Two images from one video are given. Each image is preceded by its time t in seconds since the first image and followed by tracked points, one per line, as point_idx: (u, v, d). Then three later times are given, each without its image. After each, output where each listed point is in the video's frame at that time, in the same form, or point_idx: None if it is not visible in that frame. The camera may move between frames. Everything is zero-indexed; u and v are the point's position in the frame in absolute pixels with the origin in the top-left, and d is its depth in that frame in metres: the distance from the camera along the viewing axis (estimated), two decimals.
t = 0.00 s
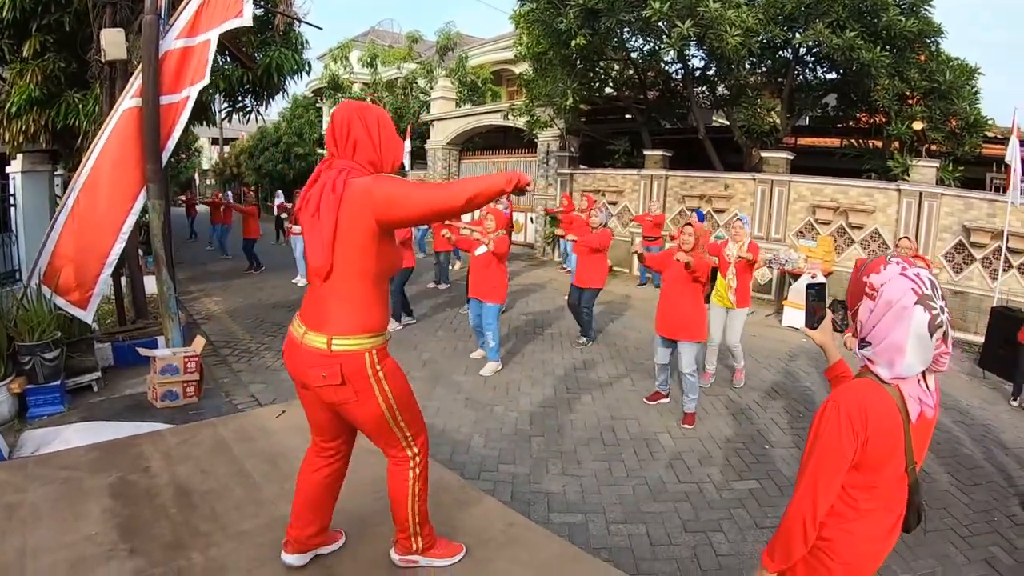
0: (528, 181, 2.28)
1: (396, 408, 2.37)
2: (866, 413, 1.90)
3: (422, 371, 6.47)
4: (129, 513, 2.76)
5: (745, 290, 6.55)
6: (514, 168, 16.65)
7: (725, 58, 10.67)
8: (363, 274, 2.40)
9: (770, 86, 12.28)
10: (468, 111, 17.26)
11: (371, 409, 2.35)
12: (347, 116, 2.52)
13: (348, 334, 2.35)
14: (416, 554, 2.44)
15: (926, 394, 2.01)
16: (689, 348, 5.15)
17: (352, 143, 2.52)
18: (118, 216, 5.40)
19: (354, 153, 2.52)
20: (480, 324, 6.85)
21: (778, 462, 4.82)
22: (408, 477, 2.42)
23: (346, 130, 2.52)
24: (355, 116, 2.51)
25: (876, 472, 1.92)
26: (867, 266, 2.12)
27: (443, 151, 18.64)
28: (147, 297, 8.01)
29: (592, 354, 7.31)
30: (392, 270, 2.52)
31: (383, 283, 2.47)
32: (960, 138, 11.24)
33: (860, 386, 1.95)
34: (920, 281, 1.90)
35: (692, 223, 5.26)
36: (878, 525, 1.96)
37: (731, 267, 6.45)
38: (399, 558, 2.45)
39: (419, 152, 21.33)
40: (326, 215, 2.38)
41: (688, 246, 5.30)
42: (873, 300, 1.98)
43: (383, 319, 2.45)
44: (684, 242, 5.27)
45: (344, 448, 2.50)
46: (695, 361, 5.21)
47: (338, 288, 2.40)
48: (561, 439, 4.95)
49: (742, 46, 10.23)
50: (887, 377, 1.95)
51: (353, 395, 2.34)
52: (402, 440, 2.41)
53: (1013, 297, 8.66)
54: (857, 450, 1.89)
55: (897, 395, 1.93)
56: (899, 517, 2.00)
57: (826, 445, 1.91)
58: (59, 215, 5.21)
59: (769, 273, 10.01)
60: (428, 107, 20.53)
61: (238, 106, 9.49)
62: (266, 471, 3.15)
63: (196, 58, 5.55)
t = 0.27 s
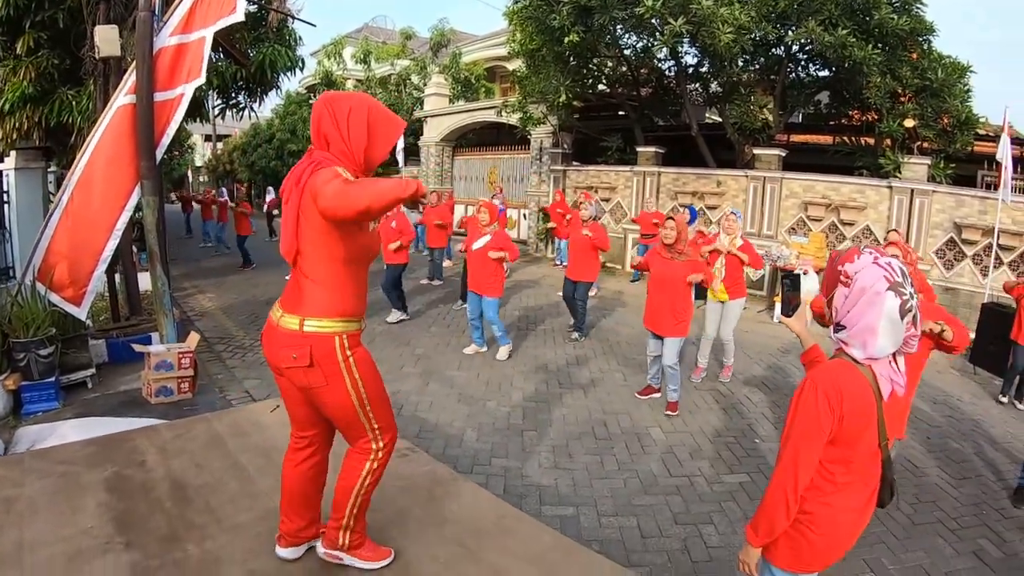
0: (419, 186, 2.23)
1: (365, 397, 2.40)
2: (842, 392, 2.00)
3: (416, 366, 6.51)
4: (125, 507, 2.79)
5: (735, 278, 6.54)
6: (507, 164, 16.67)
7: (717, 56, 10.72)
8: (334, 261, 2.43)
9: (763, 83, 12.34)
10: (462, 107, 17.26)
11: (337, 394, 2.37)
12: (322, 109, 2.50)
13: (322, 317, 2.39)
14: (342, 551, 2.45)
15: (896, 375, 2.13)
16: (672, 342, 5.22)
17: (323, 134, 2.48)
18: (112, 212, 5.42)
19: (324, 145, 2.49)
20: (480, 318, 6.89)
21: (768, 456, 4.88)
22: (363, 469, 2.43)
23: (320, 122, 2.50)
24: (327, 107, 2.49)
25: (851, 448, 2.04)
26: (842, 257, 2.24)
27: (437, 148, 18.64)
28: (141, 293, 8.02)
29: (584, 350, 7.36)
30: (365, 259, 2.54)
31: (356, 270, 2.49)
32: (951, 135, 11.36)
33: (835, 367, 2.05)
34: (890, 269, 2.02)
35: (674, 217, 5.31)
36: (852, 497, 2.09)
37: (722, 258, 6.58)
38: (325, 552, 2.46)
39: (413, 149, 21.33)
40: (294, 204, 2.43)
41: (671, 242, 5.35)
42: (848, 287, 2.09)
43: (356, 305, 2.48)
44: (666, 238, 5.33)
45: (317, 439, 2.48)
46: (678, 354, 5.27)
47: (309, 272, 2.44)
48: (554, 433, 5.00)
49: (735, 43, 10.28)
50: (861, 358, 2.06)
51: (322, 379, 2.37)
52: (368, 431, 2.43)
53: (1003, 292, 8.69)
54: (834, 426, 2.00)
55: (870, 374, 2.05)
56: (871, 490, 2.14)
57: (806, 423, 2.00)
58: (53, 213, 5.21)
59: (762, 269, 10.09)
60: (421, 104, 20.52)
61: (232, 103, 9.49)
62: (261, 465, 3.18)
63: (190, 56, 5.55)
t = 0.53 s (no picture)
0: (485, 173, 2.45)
1: (344, 399, 2.48)
2: (813, 365, 2.18)
3: (410, 362, 6.57)
4: (122, 499, 2.84)
5: (733, 274, 6.61)
6: (503, 161, 16.71)
7: (712, 54, 10.77)
8: (337, 256, 2.50)
9: (758, 81, 12.40)
10: (458, 104, 17.29)
11: (323, 390, 2.46)
12: (329, 104, 2.62)
13: (317, 312, 2.48)
14: (320, 551, 2.44)
15: (864, 347, 2.32)
16: (669, 339, 5.29)
17: (330, 133, 2.61)
18: (108, 208, 5.43)
19: (331, 143, 2.61)
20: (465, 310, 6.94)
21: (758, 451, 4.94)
22: (329, 471, 2.45)
23: (325, 120, 2.62)
24: (335, 105, 2.62)
25: (823, 415, 2.23)
26: (809, 241, 2.43)
27: (433, 145, 18.67)
28: (137, 290, 8.06)
29: (578, 346, 7.42)
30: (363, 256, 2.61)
31: (354, 266, 2.57)
32: (945, 133, 11.43)
33: (808, 342, 2.23)
34: (856, 249, 2.20)
35: (672, 213, 5.32)
36: (826, 463, 2.28)
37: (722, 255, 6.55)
38: (304, 554, 2.44)
39: (408, 146, 21.35)
40: (302, 197, 2.48)
41: (669, 236, 5.38)
42: (817, 267, 2.28)
43: (350, 302, 2.56)
44: (664, 232, 5.36)
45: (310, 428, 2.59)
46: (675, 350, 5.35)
47: (307, 266, 2.51)
48: (547, 429, 5.05)
49: (729, 41, 10.33)
50: (831, 332, 2.24)
51: (310, 373, 2.46)
52: (337, 434, 2.48)
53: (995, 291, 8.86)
54: (808, 396, 2.18)
55: (839, 346, 2.24)
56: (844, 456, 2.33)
57: (781, 392, 2.19)
58: (49, 209, 5.22)
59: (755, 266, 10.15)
60: (416, 101, 20.53)
61: (227, 100, 9.51)
62: (256, 458, 3.22)
63: (187, 54, 5.60)
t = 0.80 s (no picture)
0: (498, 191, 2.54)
1: (363, 395, 2.56)
2: (790, 357, 2.34)
3: (408, 363, 6.62)
4: (120, 497, 2.88)
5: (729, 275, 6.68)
6: (502, 163, 16.76)
7: (709, 55, 10.82)
8: (352, 263, 2.57)
9: (756, 83, 12.44)
10: (457, 106, 17.34)
11: (343, 389, 2.53)
12: (336, 120, 2.68)
13: (333, 316, 2.54)
14: (315, 545, 2.49)
15: (836, 341, 2.51)
16: (663, 343, 5.36)
17: (340, 147, 2.67)
18: (107, 209, 5.48)
19: (342, 156, 2.68)
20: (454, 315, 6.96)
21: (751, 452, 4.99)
22: (344, 464, 2.52)
23: (334, 134, 2.68)
24: (343, 119, 2.68)
25: (799, 404, 2.39)
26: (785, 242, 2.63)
27: (432, 146, 18.73)
28: (137, 291, 8.11)
29: (575, 347, 7.47)
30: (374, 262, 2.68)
31: (367, 271, 2.64)
32: (943, 134, 11.46)
33: (785, 335, 2.40)
34: (829, 248, 2.41)
35: (664, 219, 5.37)
36: (802, 451, 2.43)
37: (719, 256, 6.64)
38: (300, 547, 2.49)
39: (408, 147, 21.40)
40: (320, 209, 2.53)
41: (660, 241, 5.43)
42: (792, 265, 2.48)
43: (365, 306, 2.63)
44: (655, 239, 5.42)
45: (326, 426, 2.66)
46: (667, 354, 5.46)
47: (322, 273, 2.57)
48: (543, 429, 5.10)
49: (726, 43, 10.38)
50: (805, 325, 2.42)
51: (331, 373, 2.52)
52: (355, 427, 2.56)
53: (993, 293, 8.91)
54: (786, 386, 2.34)
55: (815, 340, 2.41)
56: (819, 444, 2.49)
57: (760, 382, 2.34)
58: (49, 212, 5.28)
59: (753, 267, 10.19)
60: (416, 102, 20.58)
61: (227, 102, 9.57)
62: (252, 457, 3.27)
63: (186, 58, 5.65)
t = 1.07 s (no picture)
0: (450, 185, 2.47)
1: (384, 376, 2.65)
2: (770, 355, 2.38)
3: (409, 366, 6.67)
4: (121, 496, 2.93)
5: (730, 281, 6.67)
6: (505, 167, 16.82)
7: (710, 59, 10.85)
8: (357, 261, 2.66)
9: (759, 87, 12.47)
10: (460, 111, 17.42)
11: (357, 375, 2.65)
12: (343, 128, 2.71)
13: (343, 308, 2.65)
14: (378, 526, 2.65)
15: (814, 339, 2.54)
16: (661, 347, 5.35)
17: (347, 152, 2.71)
18: (112, 214, 5.54)
19: (348, 161, 2.72)
20: (452, 319, 7.00)
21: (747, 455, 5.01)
22: (392, 441, 2.67)
23: (341, 140, 2.73)
24: (350, 127, 2.71)
25: (780, 402, 2.45)
26: (760, 244, 2.65)
27: (436, 151, 18.80)
28: (141, 295, 8.18)
29: (576, 350, 7.51)
30: (384, 257, 2.76)
31: (376, 266, 2.73)
32: (945, 137, 11.39)
33: (766, 334, 2.44)
34: (805, 250, 2.44)
35: (659, 220, 5.28)
36: (782, 447, 2.50)
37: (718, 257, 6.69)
38: (364, 527, 2.66)
39: (412, 152, 21.48)
40: (322, 213, 2.66)
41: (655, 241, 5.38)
42: (770, 267, 2.50)
43: (375, 296, 2.72)
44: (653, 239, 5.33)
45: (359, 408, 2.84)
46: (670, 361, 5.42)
47: (332, 269, 2.69)
48: (542, 432, 5.14)
49: (727, 47, 10.41)
50: (784, 325, 2.46)
51: (346, 360, 2.65)
52: (390, 405, 2.67)
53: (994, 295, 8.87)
54: (767, 384, 2.39)
55: (793, 338, 2.45)
56: (800, 440, 2.55)
57: (741, 380, 2.39)
58: (53, 216, 5.36)
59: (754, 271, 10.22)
60: (420, 107, 20.67)
61: (230, 107, 9.66)
62: (251, 458, 3.32)
63: (189, 64, 5.73)
